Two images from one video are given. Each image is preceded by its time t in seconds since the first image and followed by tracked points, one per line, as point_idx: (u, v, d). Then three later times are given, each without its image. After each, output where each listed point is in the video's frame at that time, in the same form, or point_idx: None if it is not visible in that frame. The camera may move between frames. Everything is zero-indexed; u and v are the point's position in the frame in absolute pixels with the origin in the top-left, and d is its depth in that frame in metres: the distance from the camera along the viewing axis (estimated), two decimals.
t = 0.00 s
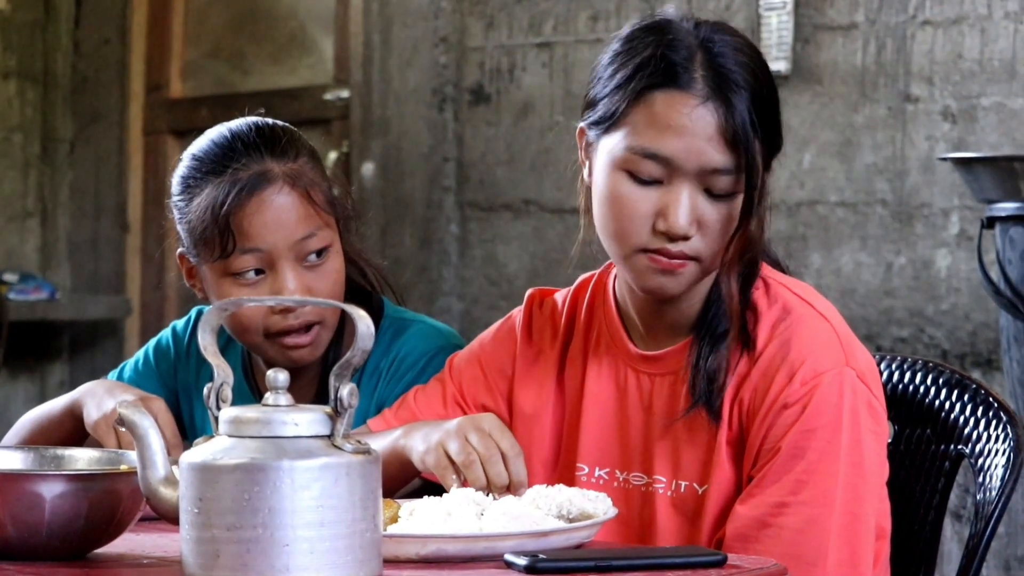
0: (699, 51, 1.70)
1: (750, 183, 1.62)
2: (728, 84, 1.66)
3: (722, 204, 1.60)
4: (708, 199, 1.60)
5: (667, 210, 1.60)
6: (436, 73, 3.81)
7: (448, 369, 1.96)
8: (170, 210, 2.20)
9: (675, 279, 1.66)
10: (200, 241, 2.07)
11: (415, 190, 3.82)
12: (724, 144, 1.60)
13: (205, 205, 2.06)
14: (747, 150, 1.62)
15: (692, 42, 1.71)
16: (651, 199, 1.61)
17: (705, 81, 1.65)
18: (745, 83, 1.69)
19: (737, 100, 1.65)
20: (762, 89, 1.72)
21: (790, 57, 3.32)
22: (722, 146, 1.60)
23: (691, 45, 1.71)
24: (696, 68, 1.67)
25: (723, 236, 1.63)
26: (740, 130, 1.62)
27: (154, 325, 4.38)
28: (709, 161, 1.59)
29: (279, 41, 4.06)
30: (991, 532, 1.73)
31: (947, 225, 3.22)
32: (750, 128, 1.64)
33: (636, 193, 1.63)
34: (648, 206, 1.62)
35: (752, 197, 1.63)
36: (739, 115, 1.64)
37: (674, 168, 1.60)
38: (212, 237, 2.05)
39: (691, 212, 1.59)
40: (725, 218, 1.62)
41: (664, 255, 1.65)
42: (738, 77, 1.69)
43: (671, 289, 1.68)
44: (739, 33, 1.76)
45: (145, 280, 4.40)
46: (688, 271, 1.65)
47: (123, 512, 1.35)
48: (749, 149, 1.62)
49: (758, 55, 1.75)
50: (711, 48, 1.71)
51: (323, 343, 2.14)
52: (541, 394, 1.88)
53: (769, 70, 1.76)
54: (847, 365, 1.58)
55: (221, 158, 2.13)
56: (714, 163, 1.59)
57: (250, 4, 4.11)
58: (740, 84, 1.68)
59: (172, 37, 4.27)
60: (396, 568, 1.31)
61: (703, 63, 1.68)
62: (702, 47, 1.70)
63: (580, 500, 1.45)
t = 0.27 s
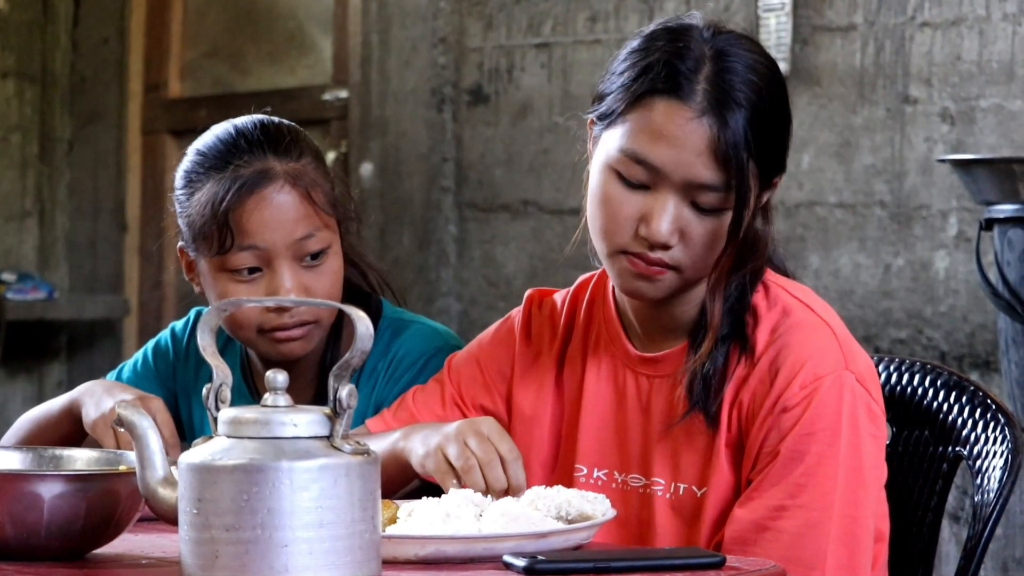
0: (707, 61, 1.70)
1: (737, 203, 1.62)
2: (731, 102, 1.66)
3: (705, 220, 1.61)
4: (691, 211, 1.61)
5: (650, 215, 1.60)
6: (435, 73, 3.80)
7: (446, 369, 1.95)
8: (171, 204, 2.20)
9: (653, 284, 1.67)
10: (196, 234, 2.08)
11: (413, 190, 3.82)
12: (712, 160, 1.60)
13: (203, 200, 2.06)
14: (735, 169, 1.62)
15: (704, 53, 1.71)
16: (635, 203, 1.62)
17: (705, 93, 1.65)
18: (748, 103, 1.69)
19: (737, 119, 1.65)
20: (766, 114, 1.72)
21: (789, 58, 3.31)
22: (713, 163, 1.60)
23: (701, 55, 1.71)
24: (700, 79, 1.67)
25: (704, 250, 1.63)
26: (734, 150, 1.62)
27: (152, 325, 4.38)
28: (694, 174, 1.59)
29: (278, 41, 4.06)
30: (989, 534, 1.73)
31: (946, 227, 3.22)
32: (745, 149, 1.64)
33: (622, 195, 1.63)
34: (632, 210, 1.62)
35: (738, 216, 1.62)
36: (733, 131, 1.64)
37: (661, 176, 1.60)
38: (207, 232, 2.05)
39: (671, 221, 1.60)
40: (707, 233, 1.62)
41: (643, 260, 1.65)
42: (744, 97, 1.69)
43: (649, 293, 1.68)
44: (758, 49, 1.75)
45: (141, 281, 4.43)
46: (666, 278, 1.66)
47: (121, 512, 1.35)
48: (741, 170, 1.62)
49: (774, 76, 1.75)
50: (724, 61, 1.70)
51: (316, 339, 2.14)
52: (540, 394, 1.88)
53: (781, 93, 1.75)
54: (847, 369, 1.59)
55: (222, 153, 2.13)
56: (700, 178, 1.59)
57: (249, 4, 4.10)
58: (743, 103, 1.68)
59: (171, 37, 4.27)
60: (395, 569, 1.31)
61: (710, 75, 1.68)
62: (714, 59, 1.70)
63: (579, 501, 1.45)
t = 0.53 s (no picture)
0: (703, 66, 1.69)
1: (718, 210, 1.61)
2: (721, 110, 1.65)
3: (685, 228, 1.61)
4: (670, 217, 1.61)
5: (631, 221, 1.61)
6: (436, 73, 3.79)
7: (452, 371, 1.95)
8: (176, 204, 2.22)
9: (639, 289, 1.67)
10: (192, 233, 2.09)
11: (415, 189, 3.81)
12: (692, 168, 1.60)
13: (195, 198, 2.07)
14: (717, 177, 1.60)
15: (703, 57, 1.71)
16: (620, 207, 1.63)
17: (693, 98, 1.64)
18: (742, 110, 1.68)
19: (725, 127, 1.64)
20: (762, 123, 1.70)
21: (792, 57, 3.30)
22: (692, 170, 1.59)
23: (699, 60, 1.70)
24: (692, 84, 1.67)
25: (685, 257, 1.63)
26: (716, 158, 1.61)
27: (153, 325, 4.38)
28: (673, 181, 1.59)
29: (280, 41, 4.06)
30: (991, 534, 1.73)
31: (947, 227, 3.22)
32: (729, 157, 1.64)
33: (608, 199, 1.65)
34: (617, 213, 1.63)
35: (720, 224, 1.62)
36: (718, 138, 1.63)
37: (642, 182, 1.60)
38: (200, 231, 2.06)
39: (649, 228, 1.60)
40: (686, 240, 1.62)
41: (627, 265, 1.66)
42: (738, 105, 1.68)
43: (636, 297, 1.69)
44: (761, 57, 1.74)
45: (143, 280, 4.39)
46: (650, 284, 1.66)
47: (125, 512, 1.35)
48: (723, 179, 1.61)
49: (776, 85, 1.73)
50: (721, 67, 1.69)
51: (302, 344, 2.12)
52: (546, 394, 1.88)
53: (782, 102, 1.74)
54: (856, 371, 1.59)
55: (222, 151, 2.14)
56: (679, 185, 1.59)
57: (250, 4, 4.10)
58: (735, 108, 1.67)
59: (172, 37, 4.27)
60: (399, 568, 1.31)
61: (703, 81, 1.67)
62: (711, 65, 1.69)
63: (583, 501, 1.45)
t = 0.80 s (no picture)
0: (703, 71, 1.70)
1: (706, 216, 1.62)
2: (716, 116, 1.65)
3: (672, 234, 1.63)
4: (662, 223, 1.63)
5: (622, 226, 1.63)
6: (441, 73, 3.80)
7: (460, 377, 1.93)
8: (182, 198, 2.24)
9: (634, 294, 1.69)
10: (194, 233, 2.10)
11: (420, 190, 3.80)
12: (680, 175, 1.61)
13: (193, 197, 2.08)
14: (705, 184, 1.61)
15: (703, 62, 1.71)
16: (614, 212, 1.65)
17: (687, 104, 1.65)
18: (739, 117, 1.68)
19: (717, 134, 1.65)
20: (763, 130, 1.70)
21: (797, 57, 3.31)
22: (681, 176, 1.61)
23: (699, 65, 1.71)
24: (689, 90, 1.67)
25: (677, 264, 1.64)
26: (702, 165, 1.62)
27: (158, 325, 4.38)
28: (662, 187, 1.61)
29: (285, 41, 4.06)
30: (998, 534, 1.73)
31: (953, 227, 3.23)
32: (719, 164, 1.64)
33: (604, 203, 1.67)
34: (613, 217, 1.65)
35: (709, 231, 1.62)
36: (708, 144, 1.63)
37: (634, 187, 1.62)
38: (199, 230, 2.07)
39: (640, 234, 1.62)
40: (678, 247, 1.63)
41: (623, 270, 1.68)
42: (737, 112, 1.68)
43: (633, 301, 1.71)
44: (767, 64, 1.73)
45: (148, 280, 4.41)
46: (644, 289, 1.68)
47: (132, 512, 1.35)
48: (710, 186, 1.62)
49: (781, 93, 1.72)
50: (722, 72, 1.69)
51: (291, 347, 2.10)
52: (555, 395, 1.89)
53: (787, 109, 1.73)
54: (867, 374, 1.61)
55: (225, 149, 2.14)
56: (669, 190, 1.61)
57: (255, 4, 4.10)
58: (733, 114, 1.67)
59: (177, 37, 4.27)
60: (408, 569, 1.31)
61: (701, 85, 1.67)
62: (712, 69, 1.70)
63: (592, 501, 1.45)
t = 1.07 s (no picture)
0: (697, 78, 1.69)
1: (702, 223, 1.62)
2: (710, 123, 1.65)
3: (671, 241, 1.63)
4: (661, 231, 1.63)
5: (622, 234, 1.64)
6: (447, 73, 3.80)
7: (472, 378, 1.95)
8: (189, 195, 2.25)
9: (636, 301, 1.70)
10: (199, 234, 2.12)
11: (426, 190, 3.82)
12: (674, 184, 1.61)
13: (195, 200, 2.09)
14: (699, 193, 1.61)
15: (698, 68, 1.71)
16: (615, 220, 1.66)
17: (680, 112, 1.65)
18: (736, 124, 1.67)
19: (711, 142, 1.64)
20: (762, 136, 1.69)
21: (803, 58, 3.31)
22: (676, 185, 1.61)
23: (695, 72, 1.70)
24: (683, 97, 1.67)
25: (677, 272, 1.65)
26: (696, 173, 1.61)
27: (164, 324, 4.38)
28: (658, 196, 1.61)
29: (291, 41, 4.06)
30: (1003, 536, 1.74)
31: (959, 228, 3.22)
32: (714, 171, 1.64)
33: (605, 212, 1.67)
34: (614, 226, 1.66)
35: (705, 239, 1.63)
36: (702, 153, 1.63)
37: (631, 197, 1.63)
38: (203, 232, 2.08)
39: (639, 243, 1.63)
40: (677, 255, 1.63)
41: (625, 278, 1.69)
42: (733, 117, 1.67)
43: (635, 308, 1.71)
44: (764, 67, 1.72)
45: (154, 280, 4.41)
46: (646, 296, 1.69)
47: (139, 512, 1.35)
48: (704, 194, 1.62)
49: (778, 96, 1.71)
50: (717, 78, 1.69)
51: (287, 351, 2.10)
52: (564, 397, 1.89)
53: (786, 115, 1.72)
54: (873, 380, 1.61)
55: (226, 152, 2.14)
56: (665, 200, 1.61)
57: (261, 3, 4.11)
58: (729, 121, 1.67)
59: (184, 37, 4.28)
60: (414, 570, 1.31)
61: (695, 93, 1.67)
62: (707, 76, 1.69)
63: (597, 502, 1.45)
